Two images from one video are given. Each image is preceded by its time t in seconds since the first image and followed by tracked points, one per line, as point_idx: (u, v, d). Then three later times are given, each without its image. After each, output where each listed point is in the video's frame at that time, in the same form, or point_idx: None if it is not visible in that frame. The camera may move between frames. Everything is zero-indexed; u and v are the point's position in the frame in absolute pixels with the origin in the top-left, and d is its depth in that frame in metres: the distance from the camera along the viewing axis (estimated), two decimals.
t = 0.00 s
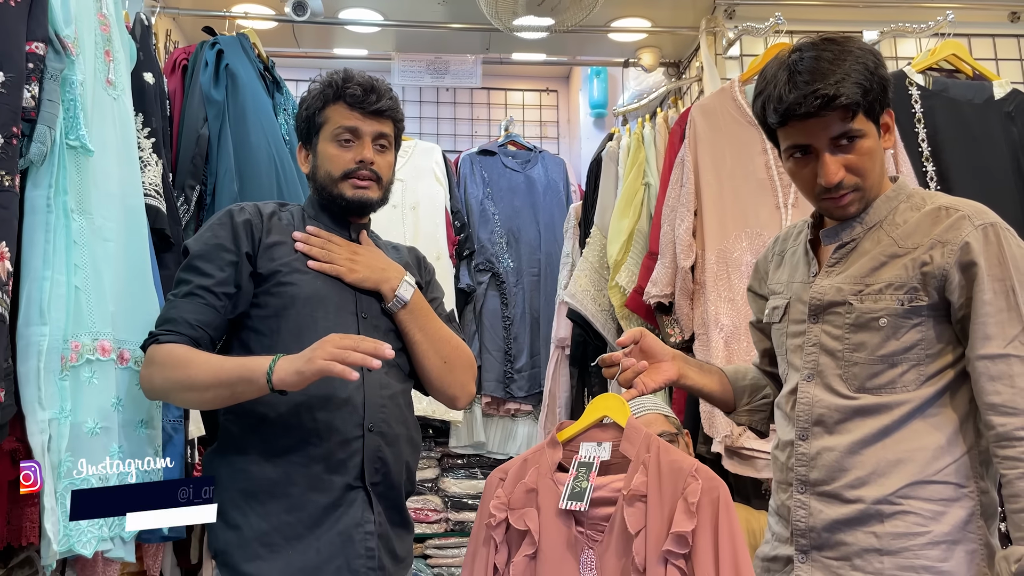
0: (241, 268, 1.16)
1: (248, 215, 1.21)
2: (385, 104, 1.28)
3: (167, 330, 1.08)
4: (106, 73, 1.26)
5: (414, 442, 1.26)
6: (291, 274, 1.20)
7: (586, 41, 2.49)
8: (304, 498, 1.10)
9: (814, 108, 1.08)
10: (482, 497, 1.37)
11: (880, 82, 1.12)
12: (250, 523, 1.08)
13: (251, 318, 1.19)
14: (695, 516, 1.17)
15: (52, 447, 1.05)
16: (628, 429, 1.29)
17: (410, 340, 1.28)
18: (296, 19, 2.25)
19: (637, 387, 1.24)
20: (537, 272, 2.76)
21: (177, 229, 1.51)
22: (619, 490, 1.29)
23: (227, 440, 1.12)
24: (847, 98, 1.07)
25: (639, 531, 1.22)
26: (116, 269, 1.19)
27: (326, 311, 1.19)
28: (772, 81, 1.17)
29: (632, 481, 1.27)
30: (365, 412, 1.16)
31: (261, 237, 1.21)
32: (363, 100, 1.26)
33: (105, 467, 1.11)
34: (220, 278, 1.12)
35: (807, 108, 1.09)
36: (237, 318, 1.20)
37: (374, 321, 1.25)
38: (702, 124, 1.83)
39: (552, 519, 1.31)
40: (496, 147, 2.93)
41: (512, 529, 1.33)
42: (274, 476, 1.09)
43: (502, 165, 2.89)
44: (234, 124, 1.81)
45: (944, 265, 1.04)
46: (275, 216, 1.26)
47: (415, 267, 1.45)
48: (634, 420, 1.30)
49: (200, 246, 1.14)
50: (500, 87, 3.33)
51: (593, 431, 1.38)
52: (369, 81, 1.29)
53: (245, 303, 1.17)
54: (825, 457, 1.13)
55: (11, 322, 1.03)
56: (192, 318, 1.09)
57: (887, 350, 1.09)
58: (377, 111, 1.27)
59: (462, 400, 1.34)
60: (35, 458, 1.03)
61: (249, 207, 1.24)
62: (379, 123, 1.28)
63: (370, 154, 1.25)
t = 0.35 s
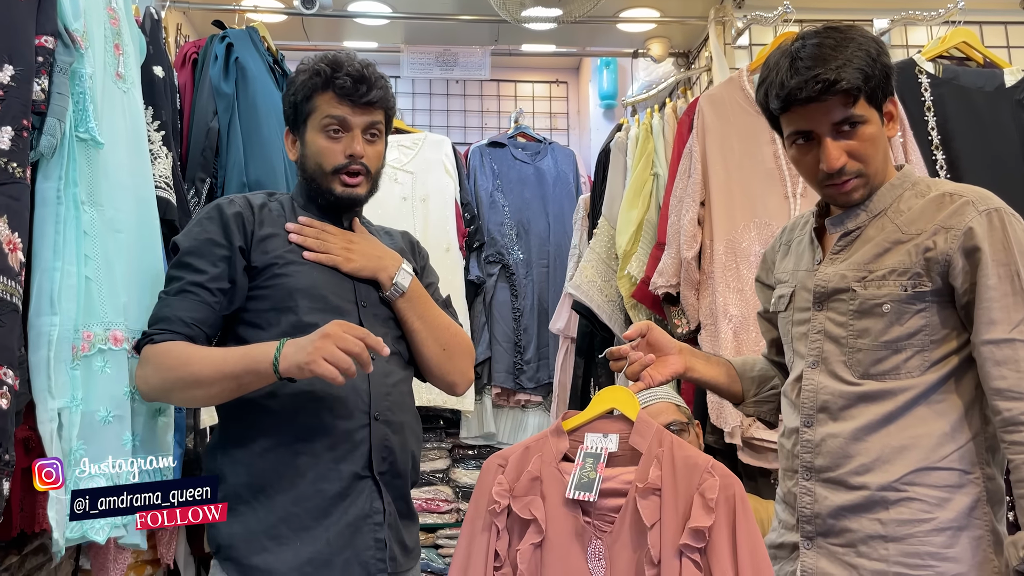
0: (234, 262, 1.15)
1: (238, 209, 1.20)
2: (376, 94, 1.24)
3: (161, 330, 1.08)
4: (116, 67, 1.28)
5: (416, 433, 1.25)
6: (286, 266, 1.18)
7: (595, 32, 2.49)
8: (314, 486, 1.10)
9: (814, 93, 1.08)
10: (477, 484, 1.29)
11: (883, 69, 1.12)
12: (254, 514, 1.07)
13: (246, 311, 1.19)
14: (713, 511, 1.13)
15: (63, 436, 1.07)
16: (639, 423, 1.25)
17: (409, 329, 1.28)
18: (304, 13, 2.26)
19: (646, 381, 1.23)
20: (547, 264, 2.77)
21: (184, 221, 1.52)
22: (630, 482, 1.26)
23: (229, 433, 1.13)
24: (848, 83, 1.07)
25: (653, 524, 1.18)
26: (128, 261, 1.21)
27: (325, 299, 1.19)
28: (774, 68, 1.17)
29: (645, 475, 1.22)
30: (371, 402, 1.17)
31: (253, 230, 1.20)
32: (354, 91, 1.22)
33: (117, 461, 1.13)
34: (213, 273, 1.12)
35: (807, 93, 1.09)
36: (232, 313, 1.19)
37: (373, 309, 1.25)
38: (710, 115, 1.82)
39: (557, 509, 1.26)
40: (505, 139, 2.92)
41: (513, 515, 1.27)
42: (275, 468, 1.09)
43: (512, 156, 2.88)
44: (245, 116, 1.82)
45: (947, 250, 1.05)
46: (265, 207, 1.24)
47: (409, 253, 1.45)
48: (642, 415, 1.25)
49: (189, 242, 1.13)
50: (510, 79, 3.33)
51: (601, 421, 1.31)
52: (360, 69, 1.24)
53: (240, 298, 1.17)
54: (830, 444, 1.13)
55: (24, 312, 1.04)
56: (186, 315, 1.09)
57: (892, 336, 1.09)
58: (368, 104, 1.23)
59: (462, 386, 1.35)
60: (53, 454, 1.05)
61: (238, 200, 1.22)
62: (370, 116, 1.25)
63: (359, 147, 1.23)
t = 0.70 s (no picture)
0: (209, 260, 1.09)
1: (211, 203, 1.13)
2: (358, 71, 1.22)
3: (136, 333, 1.03)
4: (122, 60, 1.29)
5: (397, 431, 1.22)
6: (262, 263, 1.13)
7: (602, 23, 2.47)
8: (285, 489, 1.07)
9: (832, 66, 1.09)
10: (479, 482, 1.29)
11: (899, 57, 1.13)
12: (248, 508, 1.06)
13: (224, 312, 1.12)
14: (725, 510, 1.13)
15: (67, 427, 1.07)
16: (646, 421, 1.23)
17: (392, 325, 1.23)
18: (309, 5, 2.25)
19: (649, 377, 1.24)
20: (554, 257, 2.75)
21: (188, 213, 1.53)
22: (638, 481, 1.25)
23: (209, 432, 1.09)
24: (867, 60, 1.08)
25: (665, 524, 1.17)
26: (131, 253, 1.22)
27: (303, 299, 1.13)
28: (790, 49, 1.18)
29: (655, 474, 1.22)
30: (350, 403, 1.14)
31: (227, 226, 1.14)
32: (335, 66, 1.20)
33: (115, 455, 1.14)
34: (187, 273, 1.07)
35: (827, 65, 1.09)
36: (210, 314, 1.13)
37: (354, 306, 1.19)
38: (718, 105, 1.82)
39: (564, 508, 1.25)
40: (513, 131, 2.91)
41: (517, 512, 1.27)
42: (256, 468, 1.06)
43: (519, 148, 2.86)
44: (249, 110, 1.83)
45: (955, 239, 1.05)
46: (239, 200, 1.18)
47: (393, 243, 1.40)
48: (650, 414, 1.24)
49: (161, 240, 1.08)
50: (516, 71, 3.32)
51: (605, 419, 1.30)
52: (340, 44, 1.22)
53: (218, 297, 1.11)
54: (839, 436, 1.13)
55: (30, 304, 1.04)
56: (162, 318, 1.03)
57: (899, 326, 1.09)
58: (350, 78, 1.21)
59: (447, 381, 1.31)
60: (67, 454, 1.07)
61: (211, 193, 1.15)
62: (350, 92, 1.22)
63: (343, 130, 1.19)
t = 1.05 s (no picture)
0: (203, 253, 1.09)
1: (201, 197, 1.13)
2: (347, 50, 1.21)
3: (127, 324, 1.02)
4: (123, 52, 1.29)
5: (394, 426, 1.21)
6: (254, 257, 1.12)
7: (606, 17, 2.46)
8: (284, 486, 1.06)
9: (844, 54, 1.09)
10: (482, 484, 1.29)
11: (908, 52, 1.13)
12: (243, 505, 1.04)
13: (219, 307, 1.12)
14: (727, 508, 1.13)
15: (66, 420, 1.07)
16: (647, 419, 1.23)
17: (390, 316, 1.21)
18: None
19: (652, 374, 1.23)
20: (557, 251, 2.75)
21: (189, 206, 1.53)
22: (640, 479, 1.25)
23: (198, 431, 1.07)
24: (879, 51, 1.08)
25: (665, 523, 1.17)
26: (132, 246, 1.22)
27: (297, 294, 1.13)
28: (800, 36, 1.17)
29: (656, 472, 1.21)
30: (345, 399, 1.12)
31: (219, 220, 1.13)
32: (325, 47, 1.18)
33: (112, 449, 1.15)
34: (180, 262, 1.06)
35: (839, 54, 1.09)
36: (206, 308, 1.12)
37: (351, 299, 1.19)
38: (721, 100, 1.81)
39: (566, 507, 1.25)
40: (516, 125, 2.89)
41: (520, 512, 1.27)
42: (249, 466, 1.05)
43: (522, 142, 2.85)
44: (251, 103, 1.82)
45: (962, 235, 1.04)
46: (231, 193, 1.17)
47: (393, 232, 1.38)
48: (651, 411, 1.24)
49: (154, 232, 1.07)
50: (520, 64, 3.31)
51: (607, 417, 1.30)
52: (329, 25, 1.20)
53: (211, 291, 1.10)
54: (845, 433, 1.12)
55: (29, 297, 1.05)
56: (153, 308, 1.02)
57: (906, 322, 1.09)
58: (340, 60, 1.19)
59: (452, 371, 1.30)
60: (66, 453, 1.07)
61: (203, 186, 1.15)
62: (342, 73, 1.20)
63: (336, 113, 1.17)
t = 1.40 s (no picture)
0: (191, 242, 1.08)
1: (192, 185, 1.12)
2: (335, 30, 1.21)
3: (112, 314, 1.01)
4: (118, 43, 1.28)
5: (388, 422, 1.20)
6: (246, 250, 1.11)
7: (605, 13, 2.45)
8: (278, 482, 1.05)
9: (859, 48, 1.08)
10: (483, 481, 1.31)
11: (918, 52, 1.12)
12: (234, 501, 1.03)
13: (212, 301, 1.11)
14: (718, 508, 1.12)
15: (61, 413, 1.06)
16: (643, 417, 1.23)
17: (387, 310, 1.20)
18: None
19: (649, 372, 1.22)
20: (554, 247, 2.73)
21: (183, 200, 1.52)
22: (634, 479, 1.24)
23: (188, 426, 1.06)
24: (892, 48, 1.07)
25: (657, 522, 1.17)
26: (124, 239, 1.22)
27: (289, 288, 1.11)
28: (813, 29, 1.16)
29: (649, 471, 1.21)
30: (339, 394, 1.11)
31: (211, 210, 1.12)
32: (313, 27, 1.18)
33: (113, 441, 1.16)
34: (168, 253, 1.06)
35: (853, 48, 1.08)
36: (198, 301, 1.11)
37: (345, 292, 1.18)
38: (719, 96, 1.81)
39: (562, 507, 1.25)
40: (513, 121, 2.87)
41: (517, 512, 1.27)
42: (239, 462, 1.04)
43: (519, 138, 2.83)
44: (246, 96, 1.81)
45: (964, 235, 1.04)
46: (223, 183, 1.16)
47: (387, 224, 1.38)
48: (646, 409, 1.23)
49: (141, 221, 1.07)
50: (518, 60, 3.31)
51: (604, 415, 1.29)
52: (315, 8, 1.21)
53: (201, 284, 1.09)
54: (844, 431, 1.12)
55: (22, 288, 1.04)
56: (139, 298, 1.02)
57: (905, 321, 1.08)
58: (328, 38, 1.20)
59: (447, 366, 1.30)
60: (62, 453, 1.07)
61: (194, 175, 1.14)
62: (330, 51, 1.20)
63: (328, 91, 1.17)
